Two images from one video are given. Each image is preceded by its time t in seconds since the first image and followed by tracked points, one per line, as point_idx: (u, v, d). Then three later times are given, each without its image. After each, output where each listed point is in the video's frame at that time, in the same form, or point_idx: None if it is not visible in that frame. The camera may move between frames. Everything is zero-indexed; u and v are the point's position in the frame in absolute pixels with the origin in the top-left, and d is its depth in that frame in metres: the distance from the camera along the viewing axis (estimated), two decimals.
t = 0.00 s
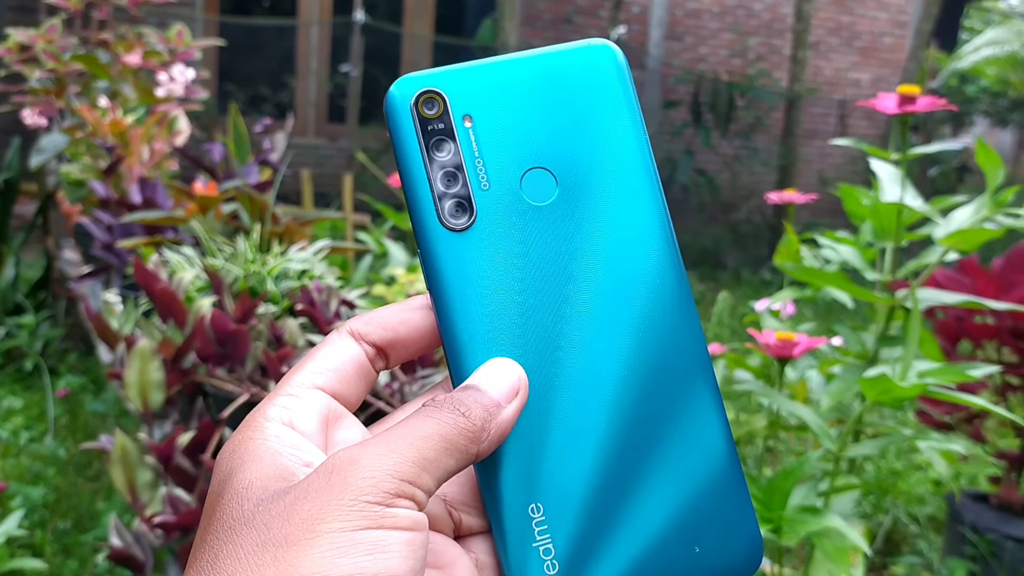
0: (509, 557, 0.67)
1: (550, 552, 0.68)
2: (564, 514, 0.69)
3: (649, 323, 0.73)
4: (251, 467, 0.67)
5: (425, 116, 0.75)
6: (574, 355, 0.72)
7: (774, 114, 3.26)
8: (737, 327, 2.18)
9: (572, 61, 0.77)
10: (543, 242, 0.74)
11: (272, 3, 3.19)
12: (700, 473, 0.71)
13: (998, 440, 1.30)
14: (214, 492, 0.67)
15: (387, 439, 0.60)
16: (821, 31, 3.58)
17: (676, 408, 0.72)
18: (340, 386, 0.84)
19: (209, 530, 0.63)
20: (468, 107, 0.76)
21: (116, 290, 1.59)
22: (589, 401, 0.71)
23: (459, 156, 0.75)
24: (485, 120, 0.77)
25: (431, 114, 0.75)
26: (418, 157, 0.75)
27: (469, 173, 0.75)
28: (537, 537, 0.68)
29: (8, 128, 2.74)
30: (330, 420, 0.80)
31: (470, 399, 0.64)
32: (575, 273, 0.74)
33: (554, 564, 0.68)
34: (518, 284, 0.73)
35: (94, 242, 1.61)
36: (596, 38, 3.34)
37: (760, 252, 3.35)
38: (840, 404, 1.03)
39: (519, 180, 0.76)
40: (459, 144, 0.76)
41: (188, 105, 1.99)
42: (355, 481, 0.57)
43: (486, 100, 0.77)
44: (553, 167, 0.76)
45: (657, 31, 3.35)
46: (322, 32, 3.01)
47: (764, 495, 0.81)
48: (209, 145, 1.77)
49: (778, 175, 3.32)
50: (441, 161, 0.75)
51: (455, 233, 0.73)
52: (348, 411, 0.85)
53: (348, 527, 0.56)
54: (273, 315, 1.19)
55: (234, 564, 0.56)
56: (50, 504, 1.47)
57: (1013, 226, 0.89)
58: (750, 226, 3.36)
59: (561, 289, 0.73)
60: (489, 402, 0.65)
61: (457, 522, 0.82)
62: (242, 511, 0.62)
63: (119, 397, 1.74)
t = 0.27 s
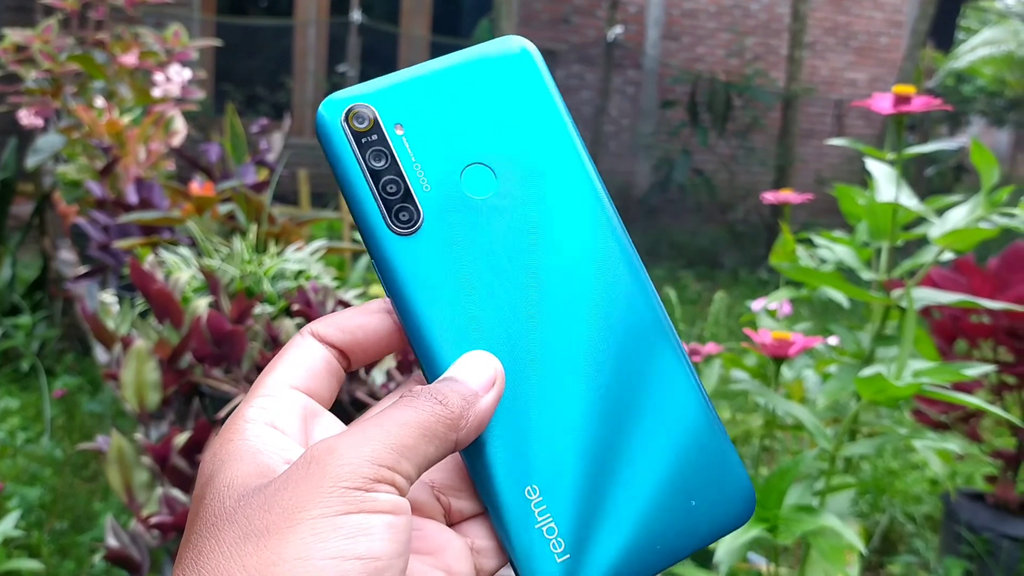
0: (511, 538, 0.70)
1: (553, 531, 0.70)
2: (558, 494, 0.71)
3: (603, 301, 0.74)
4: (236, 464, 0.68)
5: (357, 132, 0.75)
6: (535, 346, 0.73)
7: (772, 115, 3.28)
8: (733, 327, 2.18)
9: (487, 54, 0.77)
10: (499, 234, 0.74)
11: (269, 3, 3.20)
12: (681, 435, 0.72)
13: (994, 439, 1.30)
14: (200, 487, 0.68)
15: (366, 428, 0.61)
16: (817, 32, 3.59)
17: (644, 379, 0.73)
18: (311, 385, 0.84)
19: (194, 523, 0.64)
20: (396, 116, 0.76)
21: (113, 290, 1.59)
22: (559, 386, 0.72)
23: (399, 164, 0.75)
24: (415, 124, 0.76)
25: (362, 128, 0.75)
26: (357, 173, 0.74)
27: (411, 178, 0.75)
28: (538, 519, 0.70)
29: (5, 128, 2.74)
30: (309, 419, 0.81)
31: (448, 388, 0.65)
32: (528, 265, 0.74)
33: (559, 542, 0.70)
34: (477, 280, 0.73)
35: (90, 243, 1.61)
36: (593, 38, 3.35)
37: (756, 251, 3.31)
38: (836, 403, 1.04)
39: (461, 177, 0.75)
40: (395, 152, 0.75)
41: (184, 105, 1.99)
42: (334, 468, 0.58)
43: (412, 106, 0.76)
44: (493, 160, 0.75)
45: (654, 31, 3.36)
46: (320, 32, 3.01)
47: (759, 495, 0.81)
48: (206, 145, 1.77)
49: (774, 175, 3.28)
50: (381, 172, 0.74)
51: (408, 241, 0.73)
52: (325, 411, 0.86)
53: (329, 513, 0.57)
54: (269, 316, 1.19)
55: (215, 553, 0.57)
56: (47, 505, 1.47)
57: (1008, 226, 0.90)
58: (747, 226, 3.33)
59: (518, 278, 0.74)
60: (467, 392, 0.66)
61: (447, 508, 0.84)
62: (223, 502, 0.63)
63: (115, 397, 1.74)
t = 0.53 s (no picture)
0: (505, 528, 0.71)
1: (545, 514, 0.71)
2: (543, 477, 0.72)
3: (553, 285, 0.76)
4: (213, 470, 0.68)
5: (294, 157, 0.75)
6: (495, 339, 0.75)
7: (769, 114, 3.27)
8: (730, 327, 2.18)
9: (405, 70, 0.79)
10: (453, 232, 0.76)
11: (267, 3, 3.19)
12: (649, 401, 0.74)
13: (990, 439, 1.30)
14: (176, 495, 0.68)
15: (334, 423, 0.61)
16: (815, 32, 3.59)
17: (601, 355, 0.75)
18: (284, 393, 0.84)
19: (169, 528, 0.64)
20: (330, 137, 0.77)
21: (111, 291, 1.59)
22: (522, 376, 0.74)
23: (341, 182, 0.76)
24: (349, 143, 0.77)
25: (298, 153, 0.76)
26: (301, 198, 0.75)
27: (355, 194, 0.76)
28: (530, 504, 0.72)
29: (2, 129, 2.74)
30: (284, 426, 0.80)
31: (418, 384, 0.66)
32: (479, 262, 0.76)
33: (553, 524, 0.71)
34: (433, 282, 0.75)
35: (88, 243, 1.61)
36: (590, 38, 3.35)
37: (755, 251, 3.34)
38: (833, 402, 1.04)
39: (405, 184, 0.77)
40: (335, 171, 0.76)
41: (182, 105, 1.99)
42: (303, 462, 0.58)
43: (343, 126, 0.78)
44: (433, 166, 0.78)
45: (652, 30, 3.36)
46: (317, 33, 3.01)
47: (756, 496, 0.82)
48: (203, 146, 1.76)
49: (772, 175, 3.29)
50: (325, 191, 0.75)
51: (362, 255, 0.75)
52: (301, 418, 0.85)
53: (298, 504, 0.57)
54: (267, 316, 1.19)
55: (187, 552, 0.57)
56: (44, 505, 1.47)
57: (1004, 226, 0.90)
58: (745, 226, 3.34)
59: (471, 276, 0.76)
60: (438, 388, 0.67)
61: (427, 498, 0.84)
62: (196, 505, 0.63)
63: (113, 398, 1.74)
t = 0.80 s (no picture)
0: (508, 514, 0.72)
1: (546, 495, 0.72)
2: (539, 459, 0.72)
3: (524, 259, 0.77)
4: (205, 464, 0.68)
5: (268, 160, 0.77)
6: (480, 324, 0.76)
7: (768, 114, 3.27)
8: (730, 326, 2.19)
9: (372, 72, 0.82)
10: (432, 220, 0.78)
11: (266, 3, 3.19)
12: (637, 376, 0.75)
13: (989, 438, 1.31)
14: (168, 490, 0.68)
15: (322, 412, 0.61)
16: (814, 31, 3.59)
17: (584, 336, 0.76)
18: (275, 388, 0.84)
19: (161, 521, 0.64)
20: (303, 139, 0.78)
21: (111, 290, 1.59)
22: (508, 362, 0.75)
23: (318, 180, 0.77)
24: (322, 143, 0.79)
25: (272, 155, 0.77)
26: (279, 201, 0.76)
27: (331, 192, 0.77)
28: (530, 485, 0.72)
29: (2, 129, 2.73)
30: (275, 421, 0.80)
31: (407, 372, 0.66)
32: (458, 251, 0.77)
33: (555, 505, 0.71)
34: (416, 274, 0.76)
35: (88, 243, 1.61)
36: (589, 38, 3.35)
37: (755, 251, 3.35)
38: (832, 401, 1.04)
39: (384, 178, 0.78)
40: (311, 170, 0.77)
41: (181, 105, 1.99)
42: (290, 450, 0.58)
43: (315, 129, 0.79)
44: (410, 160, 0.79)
45: (651, 30, 3.36)
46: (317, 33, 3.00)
47: (755, 495, 0.82)
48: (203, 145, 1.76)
49: (772, 175, 3.32)
50: (302, 190, 0.76)
51: (343, 250, 0.75)
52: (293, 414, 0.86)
53: (285, 491, 0.57)
54: (267, 315, 1.19)
55: (177, 541, 0.57)
56: (44, 505, 1.47)
57: (1003, 226, 0.90)
58: (745, 226, 3.35)
59: (452, 264, 0.77)
60: (429, 376, 0.68)
61: (423, 484, 0.84)
62: (186, 497, 0.63)
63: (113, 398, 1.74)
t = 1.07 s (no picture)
0: (519, 506, 0.72)
1: (558, 487, 0.72)
2: (552, 450, 0.73)
3: (533, 249, 0.78)
4: (215, 456, 0.69)
5: (275, 151, 0.77)
6: (491, 315, 0.76)
7: (768, 114, 3.28)
8: (730, 327, 2.19)
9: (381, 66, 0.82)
10: (442, 213, 0.78)
11: (266, 3, 3.19)
12: (648, 368, 0.75)
13: (989, 438, 1.31)
14: (178, 484, 0.69)
15: (334, 405, 0.62)
16: (814, 31, 3.59)
17: (595, 327, 0.77)
18: (284, 381, 0.86)
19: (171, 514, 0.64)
20: (312, 132, 0.78)
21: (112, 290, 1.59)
22: (518, 353, 0.75)
23: (325, 172, 0.77)
24: (331, 137, 0.79)
25: (279, 147, 0.77)
26: (287, 192, 0.75)
27: (340, 184, 0.77)
28: (542, 477, 0.72)
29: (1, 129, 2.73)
30: (285, 412, 0.82)
31: (417, 364, 0.67)
32: (468, 243, 0.77)
33: (568, 496, 0.71)
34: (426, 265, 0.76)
35: (89, 243, 1.61)
36: (589, 38, 3.35)
37: (754, 252, 3.35)
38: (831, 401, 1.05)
39: (393, 170, 0.79)
40: (319, 163, 0.77)
41: (182, 105, 1.99)
42: (301, 442, 0.58)
43: (323, 122, 0.79)
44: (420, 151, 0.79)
45: (651, 30, 3.37)
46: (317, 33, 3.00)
47: (755, 494, 0.82)
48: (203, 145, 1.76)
49: (772, 175, 3.31)
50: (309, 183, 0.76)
51: (351, 242, 0.75)
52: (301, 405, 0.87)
53: (296, 483, 0.57)
54: (267, 316, 1.19)
55: (189, 534, 0.57)
56: (45, 504, 1.47)
57: (1003, 226, 0.90)
58: (744, 226, 3.35)
59: (462, 256, 0.77)
60: (438, 368, 0.68)
61: (432, 474, 0.85)
62: (197, 490, 0.63)
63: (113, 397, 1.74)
